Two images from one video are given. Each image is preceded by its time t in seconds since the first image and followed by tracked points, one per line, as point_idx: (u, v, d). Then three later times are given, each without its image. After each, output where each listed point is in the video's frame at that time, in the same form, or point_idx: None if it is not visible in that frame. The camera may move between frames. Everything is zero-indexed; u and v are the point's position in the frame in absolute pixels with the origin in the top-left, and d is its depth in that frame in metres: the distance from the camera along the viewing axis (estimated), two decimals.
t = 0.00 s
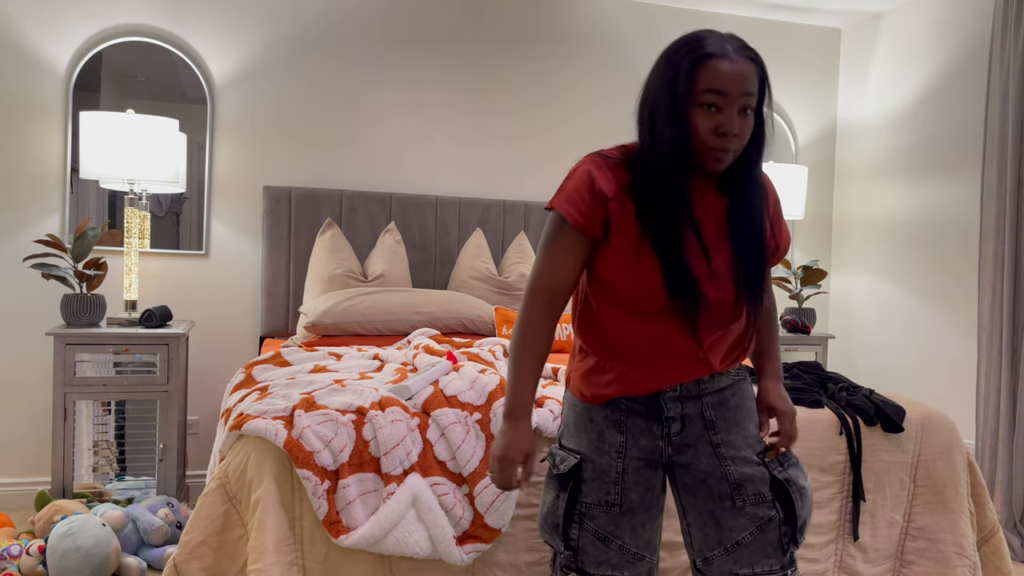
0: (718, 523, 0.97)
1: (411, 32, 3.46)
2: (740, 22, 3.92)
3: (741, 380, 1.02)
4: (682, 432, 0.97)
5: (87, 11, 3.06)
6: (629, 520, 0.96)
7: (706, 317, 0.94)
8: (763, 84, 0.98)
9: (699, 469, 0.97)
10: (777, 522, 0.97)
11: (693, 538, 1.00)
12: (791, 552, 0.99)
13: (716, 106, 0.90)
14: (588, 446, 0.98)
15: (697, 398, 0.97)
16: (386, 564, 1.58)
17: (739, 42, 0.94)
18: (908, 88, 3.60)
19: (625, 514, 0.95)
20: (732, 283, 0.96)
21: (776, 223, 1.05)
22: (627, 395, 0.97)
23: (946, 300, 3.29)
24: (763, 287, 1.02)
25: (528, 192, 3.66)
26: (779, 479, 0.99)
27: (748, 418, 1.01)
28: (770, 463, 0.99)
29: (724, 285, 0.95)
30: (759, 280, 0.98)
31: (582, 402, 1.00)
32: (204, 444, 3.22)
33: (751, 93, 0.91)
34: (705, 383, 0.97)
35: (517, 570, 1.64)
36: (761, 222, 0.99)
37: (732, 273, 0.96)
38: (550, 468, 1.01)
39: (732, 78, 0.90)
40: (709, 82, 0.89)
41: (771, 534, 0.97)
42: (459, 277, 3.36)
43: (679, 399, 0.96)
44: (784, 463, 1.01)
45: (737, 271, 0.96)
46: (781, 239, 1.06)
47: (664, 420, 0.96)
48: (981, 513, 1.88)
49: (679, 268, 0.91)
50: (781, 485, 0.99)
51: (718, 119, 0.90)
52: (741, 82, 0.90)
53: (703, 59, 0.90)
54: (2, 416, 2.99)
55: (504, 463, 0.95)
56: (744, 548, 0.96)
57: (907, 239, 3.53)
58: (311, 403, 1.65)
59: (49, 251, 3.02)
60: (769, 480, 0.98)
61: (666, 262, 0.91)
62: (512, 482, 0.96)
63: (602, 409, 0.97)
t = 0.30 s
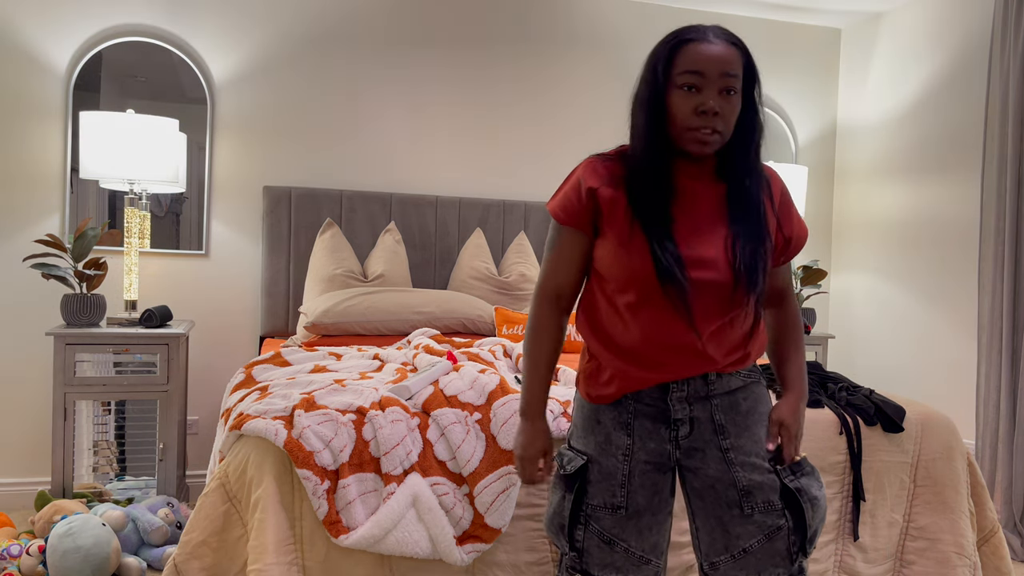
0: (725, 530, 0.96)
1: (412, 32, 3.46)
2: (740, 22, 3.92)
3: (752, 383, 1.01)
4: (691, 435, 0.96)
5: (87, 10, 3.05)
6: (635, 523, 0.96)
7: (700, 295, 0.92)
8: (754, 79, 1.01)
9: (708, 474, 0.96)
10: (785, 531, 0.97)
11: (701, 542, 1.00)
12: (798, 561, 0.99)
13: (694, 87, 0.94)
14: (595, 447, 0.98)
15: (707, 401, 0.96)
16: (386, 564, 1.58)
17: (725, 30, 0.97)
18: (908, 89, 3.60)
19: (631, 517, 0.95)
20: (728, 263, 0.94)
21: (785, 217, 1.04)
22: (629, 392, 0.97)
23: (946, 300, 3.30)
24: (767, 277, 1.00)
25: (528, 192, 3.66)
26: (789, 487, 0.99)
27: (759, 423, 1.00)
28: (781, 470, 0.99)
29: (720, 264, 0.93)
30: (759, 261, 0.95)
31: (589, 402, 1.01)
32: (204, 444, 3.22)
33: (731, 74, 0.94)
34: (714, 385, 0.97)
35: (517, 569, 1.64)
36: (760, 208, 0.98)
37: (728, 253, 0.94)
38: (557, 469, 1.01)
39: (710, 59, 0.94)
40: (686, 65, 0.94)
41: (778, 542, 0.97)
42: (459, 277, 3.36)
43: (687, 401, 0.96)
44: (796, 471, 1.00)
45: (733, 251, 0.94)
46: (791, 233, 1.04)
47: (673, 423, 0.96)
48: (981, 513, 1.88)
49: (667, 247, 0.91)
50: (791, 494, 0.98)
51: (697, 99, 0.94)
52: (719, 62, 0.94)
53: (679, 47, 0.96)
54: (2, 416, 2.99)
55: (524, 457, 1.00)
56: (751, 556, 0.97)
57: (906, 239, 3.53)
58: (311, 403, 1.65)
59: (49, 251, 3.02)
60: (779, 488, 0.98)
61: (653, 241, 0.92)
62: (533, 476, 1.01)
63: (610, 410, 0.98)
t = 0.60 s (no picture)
0: (725, 531, 0.96)
1: (412, 32, 3.46)
2: (740, 22, 3.91)
3: (755, 383, 1.00)
4: (691, 436, 0.96)
5: (87, 10, 3.05)
6: (635, 523, 0.96)
7: (694, 286, 0.92)
8: (745, 75, 1.02)
9: (709, 475, 0.96)
10: (787, 535, 0.96)
11: (702, 542, 1.00)
12: (801, 565, 0.97)
13: (683, 81, 0.95)
14: (595, 446, 0.98)
15: (707, 401, 0.96)
16: (386, 564, 1.58)
17: (713, 27, 0.99)
18: (908, 89, 3.60)
19: (631, 517, 0.95)
20: (722, 252, 0.93)
21: (784, 212, 1.03)
22: (629, 391, 0.97)
23: (945, 300, 3.30)
24: (766, 269, 0.99)
25: (527, 192, 3.66)
26: (792, 491, 0.97)
27: (762, 423, 0.99)
28: (784, 473, 0.98)
29: (714, 254, 0.93)
30: (755, 250, 0.95)
31: (591, 402, 1.01)
32: (204, 444, 3.22)
33: (719, 66, 0.95)
34: (714, 385, 0.96)
35: (517, 570, 1.64)
36: (756, 200, 0.97)
37: (722, 243, 0.94)
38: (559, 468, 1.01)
39: (698, 52, 0.95)
40: (673, 61, 0.96)
41: (780, 546, 0.96)
42: (459, 277, 3.36)
43: (687, 400, 0.96)
44: (800, 475, 0.99)
45: (728, 241, 0.93)
46: (790, 226, 1.03)
47: (673, 423, 0.96)
48: (981, 513, 1.88)
49: (659, 238, 0.92)
50: (794, 497, 0.97)
51: (685, 92, 0.95)
52: (706, 55, 0.95)
53: (667, 43, 0.98)
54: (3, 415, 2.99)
55: (549, 461, 0.99)
56: (751, 558, 0.96)
57: (907, 239, 3.53)
58: (311, 403, 1.65)
59: (49, 251, 3.02)
60: (781, 491, 0.97)
61: (647, 233, 0.92)
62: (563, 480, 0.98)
63: (610, 410, 0.98)
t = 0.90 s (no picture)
0: (727, 532, 0.96)
1: (412, 32, 3.46)
2: (740, 22, 3.92)
3: (754, 382, 1.00)
4: (693, 436, 0.96)
5: (86, 10, 3.05)
6: (637, 524, 0.96)
7: (693, 284, 0.92)
8: (736, 74, 1.03)
9: (711, 475, 0.96)
10: (786, 533, 0.97)
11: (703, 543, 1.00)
12: (799, 563, 0.98)
13: (674, 80, 0.96)
14: (597, 448, 0.98)
15: (709, 400, 0.96)
16: (386, 564, 1.58)
17: (702, 27, 1.01)
18: (908, 88, 3.60)
19: (633, 518, 0.96)
20: (721, 251, 0.93)
21: (777, 210, 1.04)
22: (630, 392, 0.97)
23: (946, 300, 3.30)
24: (762, 268, 0.99)
25: (527, 192, 3.66)
26: (791, 489, 0.98)
27: (761, 422, 0.99)
28: (783, 472, 0.99)
29: (713, 253, 0.93)
30: (752, 248, 0.95)
31: (590, 403, 1.01)
32: (204, 444, 3.22)
33: (710, 65, 0.97)
34: (716, 384, 0.96)
35: (517, 569, 1.64)
36: (751, 198, 0.98)
37: (720, 241, 0.94)
38: (559, 470, 1.01)
39: (689, 51, 0.96)
40: (665, 60, 0.97)
41: (779, 545, 0.97)
42: (459, 277, 3.36)
43: (688, 400, 0.96)
44: (798, 473, 1.00)
45: (726, 239, 0.94)
46: (784, 226, 1.03)
47: (675, 423, 0.96)
48: (981, 513, 1.88)
49: (658, 237, 0.92)
50: (793, 496, 0.98)
51: (677, 91, 0.96)
52: (697, 54, 0.96)
53: (657, 44, 0.99)
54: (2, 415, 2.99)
55: (529, 463, 0.99)
56: (752, 558, 0.96)
57: (907, 239, 3.53)
58: (311, 403, 1.65)
59: (49, 251, 3.02)
60: (781, 489, 0.98)
61: (645, 232, 0.92)
62: (541, 483, 1.00)
63: (611, 411, 0.98)
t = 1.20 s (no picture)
0: (728, 529, 0.96)
1: (412, 32, 3.46)
2: (740, 22, 3.92)
3: (749, 380, 1.01)
4: (690, 434, 0.96)
5: (87, 11, 3.05)
6: (635, 524, 0.96)
7: (692, 284, 0.92)
8: (734, 75, 1.03)
9: (709, 473, 0.96)
10: (787, 526, 0.97)
11: (703, 542, 1.00)
12: (800, 556, 0.98)
13: (672, 80, 0.96)
14: (594, 448, 0.98)
15: (705, 398, 0.96)
16: (386, 564, 1.58)
17: (700, 28, 1.01)
18: (908, 89, 3.60)
19: (632, 519, 0.96)
20: (720, 251, 0.93)
21: (774, 212, 1.04)
22: (628, 392, 0.97)
23: (945, 300, 3.30)
24: (760, 269, 0.99)
25: (527, 192, 3.66)
26: (790, 482, 0.98)
27: (757, 419, 1.00)
28: (780, 465, 0.99)
29: (712, 253, 0.93)
30: (750, 249, 0.95)
31: (587, 403, 1.01)
32: (204, 444, 3.22)
33: (708, 65, 0.97)
34: (712, 382, 0.96)
35: (517, 570, 1.64)
36: (749, 199, 0.98)
37: (719, 241, 0.94)
38: (556, 472, 1.01)
39: (687, 52, 0.96)
40: (662, 61, 0.97)
41: (781, 539, 0.97)
42: (459, 277, 3.36)
43: (686, 399, 0.96)
44: (795, 466, 1.00)
45: (725, 240, 0.94)
46: (780, 227, 1.04)
47: (672, 422, 0.96)
48: (981, 513, 1.88)
49: (657, 236, 0.92)
50: (791, 488, 0.98)
51: (675, 91, 0.96)
52: (695, 55, 0.96)
53: (655, 44, 0.99)
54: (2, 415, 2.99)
55: (525, 465, 1.00)
56: (754, 554, 0.96)
57: (907, 239, 3.53)
58: (311, 403, 1.65)
59: (49, 251, 3.02)
60: (779, 483, 0.98)
61: (644, 232, 0.92)
62: (536, 484, 1.01)
63: (609, 411, 0.98)
